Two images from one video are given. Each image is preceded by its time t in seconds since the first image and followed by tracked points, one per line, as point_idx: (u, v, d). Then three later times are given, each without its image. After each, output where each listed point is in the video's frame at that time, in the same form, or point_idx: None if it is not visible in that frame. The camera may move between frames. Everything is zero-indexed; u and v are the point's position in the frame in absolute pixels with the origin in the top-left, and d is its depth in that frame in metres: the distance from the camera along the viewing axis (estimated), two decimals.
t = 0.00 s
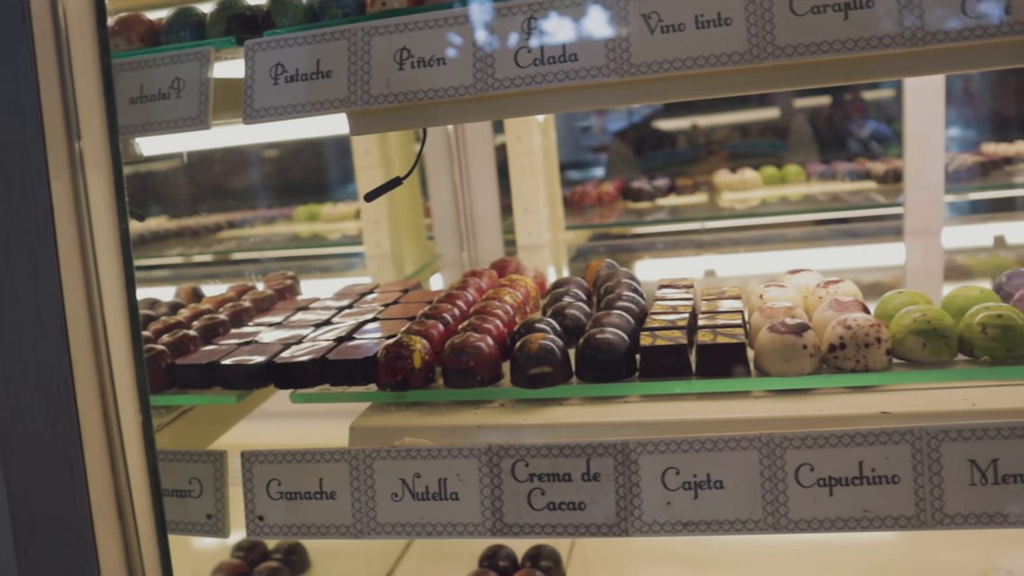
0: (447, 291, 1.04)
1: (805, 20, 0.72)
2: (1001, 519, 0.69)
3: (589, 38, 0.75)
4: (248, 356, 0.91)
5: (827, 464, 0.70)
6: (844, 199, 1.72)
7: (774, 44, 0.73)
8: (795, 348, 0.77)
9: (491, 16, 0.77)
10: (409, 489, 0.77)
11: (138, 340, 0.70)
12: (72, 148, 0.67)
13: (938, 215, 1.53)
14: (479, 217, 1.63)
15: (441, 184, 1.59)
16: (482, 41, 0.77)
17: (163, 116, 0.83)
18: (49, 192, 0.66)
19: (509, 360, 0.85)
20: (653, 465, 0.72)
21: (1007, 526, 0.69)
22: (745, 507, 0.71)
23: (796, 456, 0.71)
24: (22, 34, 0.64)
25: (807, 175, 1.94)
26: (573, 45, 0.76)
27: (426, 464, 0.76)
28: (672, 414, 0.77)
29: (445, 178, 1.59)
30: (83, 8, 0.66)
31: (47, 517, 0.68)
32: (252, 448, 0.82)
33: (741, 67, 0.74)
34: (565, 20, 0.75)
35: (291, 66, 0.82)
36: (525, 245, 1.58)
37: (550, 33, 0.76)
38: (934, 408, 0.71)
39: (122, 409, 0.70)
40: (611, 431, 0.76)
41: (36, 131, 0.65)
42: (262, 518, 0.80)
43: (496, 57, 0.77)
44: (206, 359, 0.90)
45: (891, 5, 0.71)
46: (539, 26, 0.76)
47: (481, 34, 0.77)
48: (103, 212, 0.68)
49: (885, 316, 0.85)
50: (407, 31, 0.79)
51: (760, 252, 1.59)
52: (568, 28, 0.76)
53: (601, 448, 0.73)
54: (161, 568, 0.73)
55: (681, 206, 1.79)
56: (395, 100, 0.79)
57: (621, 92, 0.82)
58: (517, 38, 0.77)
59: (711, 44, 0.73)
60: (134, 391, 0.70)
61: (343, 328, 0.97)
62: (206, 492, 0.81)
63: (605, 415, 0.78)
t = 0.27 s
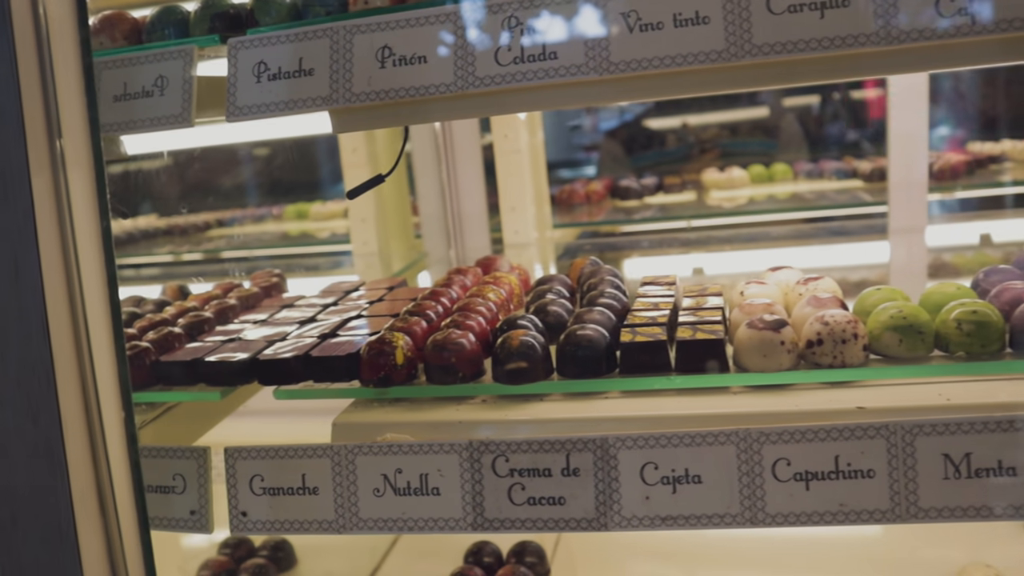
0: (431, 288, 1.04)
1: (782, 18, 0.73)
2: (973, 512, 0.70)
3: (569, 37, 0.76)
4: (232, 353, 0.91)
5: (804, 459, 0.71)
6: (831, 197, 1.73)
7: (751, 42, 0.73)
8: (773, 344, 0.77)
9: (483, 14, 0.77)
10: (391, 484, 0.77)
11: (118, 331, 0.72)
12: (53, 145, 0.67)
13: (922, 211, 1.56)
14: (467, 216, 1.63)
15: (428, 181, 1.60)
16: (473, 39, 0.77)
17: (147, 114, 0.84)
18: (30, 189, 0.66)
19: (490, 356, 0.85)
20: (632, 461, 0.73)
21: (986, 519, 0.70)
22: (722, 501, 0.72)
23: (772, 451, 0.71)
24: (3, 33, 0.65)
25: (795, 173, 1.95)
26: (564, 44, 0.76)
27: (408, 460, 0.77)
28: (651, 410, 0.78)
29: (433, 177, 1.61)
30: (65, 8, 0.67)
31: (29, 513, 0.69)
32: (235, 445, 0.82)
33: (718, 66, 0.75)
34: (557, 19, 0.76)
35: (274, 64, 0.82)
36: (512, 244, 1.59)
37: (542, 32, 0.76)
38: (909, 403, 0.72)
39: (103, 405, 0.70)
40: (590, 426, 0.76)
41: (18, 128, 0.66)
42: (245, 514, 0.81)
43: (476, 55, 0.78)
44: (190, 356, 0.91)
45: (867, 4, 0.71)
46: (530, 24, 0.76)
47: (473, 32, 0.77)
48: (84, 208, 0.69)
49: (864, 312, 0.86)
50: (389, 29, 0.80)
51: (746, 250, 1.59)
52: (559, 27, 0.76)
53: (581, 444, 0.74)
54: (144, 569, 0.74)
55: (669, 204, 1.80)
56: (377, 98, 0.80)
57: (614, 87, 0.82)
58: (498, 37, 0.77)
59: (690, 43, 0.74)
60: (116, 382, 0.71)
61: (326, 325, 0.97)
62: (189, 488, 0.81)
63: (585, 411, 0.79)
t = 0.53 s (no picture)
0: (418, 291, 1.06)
1: (758, 28, 0.74)
2: (944, 510, 0.72)
3: (550, 46, 0.77)
4: (220, 355, 0.92)
5: (779, 458, 0.73)
6: (817, 199, 1.75)
7: (728, 51, 0.75)
8: (750, 347, 0.79)
9: (474, 15, 0.79)
10: (376, 484, 0.79)
11: (107, 334, 0.73)
12: (42, 151, 0.69)
13: (904, 214, 1.60)
14: (455, 218, 1.64)
15: (416, 184, 1.61)
16: (465, 40, 0.79)
17: (137, 120, 0.85)
18: (20, 195, 0.67)
19: (474, 358, 0.87)
20: (612, 460, 0.75)
21: (955, 516, 0.72)
22: (699, 500, 0.74)
23: (748, 451, 0.73)
24: None
25: (782, 175, 1.97)
26: (557, 44, 0.77)
27: (393, 460, 0.78)
28: (631, 410, 0.79)
29: (422, 181, 1.62)
30: (54, 16, 0.68)
31: (18, 512, 0.70)
32: (223, 445, 0.83)
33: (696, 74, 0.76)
34: (548, 19, 0.77)
35: (261, 71, 0.83)
36: (500, 245, 1.60)
37: (534, 33, 0.78)
38: (882, 404, 0.74)
39: (92, 406, 0.72)
40: (572, 427, 0.78)
41: (7, 135, 0.67)
42: (232, 514, 0.82)
43: (459, 63, 0.79)
44: (179, 358, 0.92)
45: (841, 15, 0.73)
46: (523, 25, 0.78)
47: (466, 33, 0.79)
48: (74, 212, 0.71)
49: (840, 314, 0.88)
50: (375, 37, 0.81)
51: (733, 251, 1.61)
52: (551, 27, 0.77)
53: (561, 444, 0.75)
54: (132, 568, 0.75)
55: (657, 206, 1.82)
56: (362, 105, 0.81)
57: (602, 95, 0.83)
58: (480, 46, 0.79)
59: (668, 52, 0.75)
60: (104, 384, 0.73)
61: (315, 326, 0.98)
62: (178, 488, 0.82)
63: (565, 412, 0.80)
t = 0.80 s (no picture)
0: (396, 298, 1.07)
1: (723, 41, 0.76)
2: (905, 511, 0.73)
3: (521, 59, 0.79)
4: (200, 361, 0.94)
5: (744, 462, 0.75)
6: (799, 205, 1.77)
7: (695, 64, 0.76)
8: (718, 353, 0.81)
9: (464, 22, 0.80)
10: (352, 488, 0.81)
11: (87, 343, 0.74)
12: (22, 160, 0.70)
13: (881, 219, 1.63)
14: (438, 225, 1.66)
15: (398, 189, 1.62)
16: (454, 46, 0.80)
17: (118, 130, 0.86)
18: None
19: (449, 365, 0.88)
20: (581, 464, 0.76)
21: (915, 518, 0.73)
22: (667, 502, 0.75)
23: (715, 455, 0.75)
24: None
25: (764, 181, 2.00)
26: (545, 50, 0.78)
27: (368, 464, 0.80)
28: (601, 415, 0.81)
29: (404, 184, 1.63)
30: (34, 29, 0.70)
31: None
32: (202, 450, 0.85)
33: (664, 86, 0.78)
34: (538, 25, 0.78)
35: (240, 82, 0.85)
36: (482, 253, 1.63)
37: (522, 39, 0.79)
38: (844, 408, 0.76)
39: (71, 412, 0.73)
40: (543, 431, 0.80)
41: None
42: (211, 518, 0.83)
43: (433, 75, 0.81)
44: (160, 364, 0.93)
45: (804, 29, 0.75)
46: (512, 32, 0.79)
47: (455, 39, 0.80)
48: (53, 222, 0.72)
49: (808, 321, 0.89)
50: (351, 50, 0.82)
51: (713, 258, 1.63)
52: (540, 34, 0.78)
53: (532, 448, 0.77)
54: (110, 569, 0.76)
55: (641, 212, 1.84)
56: (339, 116, 0.82)
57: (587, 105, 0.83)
58: (454, 58, 0.80)
59: (635, 65, 0.77)
60: (83, 391, 0.74)
61: (294, 333, 1.00)
62: (156, 494, 0.83)
63: (537, 416, 0.82)
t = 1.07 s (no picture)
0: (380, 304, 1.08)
1: (698, 52, 0.77)
2: (878, 515, 0.74)
3: (498, 68, 0.80)
4: (183, 368, 0.94)
5: (719, 466, 0.75)
6: (785, 213, 1.78)
7: (670, 74, 0.77)
8: (694, 358, 0.82)
9: (454, 31, 0.81)
10: (332, 493, 0.81)
11: (67, 352, 0.76)
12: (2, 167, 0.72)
13: (863, 228, 1.61)
14: (423, 232, 1.66)
15: (384, 196, 1.62)
16: (445, 54, 0.81)
17: (101, 138, 0.87)
18: None
19: (430, 371, 0.89)
20: (559, 469, 0.77)
21: (888, 521, 0.74)
22: (644, 507, 0.76)
23: (691, 459, 0.75)
24: None
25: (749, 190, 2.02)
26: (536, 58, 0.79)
27: (348, 470, 0.80)
28: (579, 420, 0.82)
29: (389, 193, 1.63)
30: (15, 38, 0.72)
31: None
32: (183, 456, 0.85)
33: (639, 95, 0.79)
34: (528, 35, 0.80)
35: (222, 91, 0.86)
36: (467, 260, 1.62)
37: (512, 48, 0.80)
38: (818, 413, 0.76)
39: (51, 417, 0.75)
40: (522, 437, 0.80)
41: None
42: (192, 523, 0.84)
43: (413, 84, 0.82)
44: (143, 371, 0.94)
45: (777, 40, 0.76)
46: (501, 41, 0.80)
47: (445, 47, 0.81)
48: (34, 228, 0.73)
49: (786, 327, 0.90)
50: (332, 60, 0.83)
51: (698, 264, 1.64)
52: (529, 43, 0.79)
53: (511, 453, 0.78)
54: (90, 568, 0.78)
55: (627, 220, 1.85)
56: (320, 125, 0.83)
57: (579, 112, 0.84)
58: (433, 68, 0.81)
59: (610, 75, 0.78)
60: (64, 397, 0.75)
61: (277, 340, 1.01)
62: (139, 499, 0.84)
63: (516, 422, 0.83)
